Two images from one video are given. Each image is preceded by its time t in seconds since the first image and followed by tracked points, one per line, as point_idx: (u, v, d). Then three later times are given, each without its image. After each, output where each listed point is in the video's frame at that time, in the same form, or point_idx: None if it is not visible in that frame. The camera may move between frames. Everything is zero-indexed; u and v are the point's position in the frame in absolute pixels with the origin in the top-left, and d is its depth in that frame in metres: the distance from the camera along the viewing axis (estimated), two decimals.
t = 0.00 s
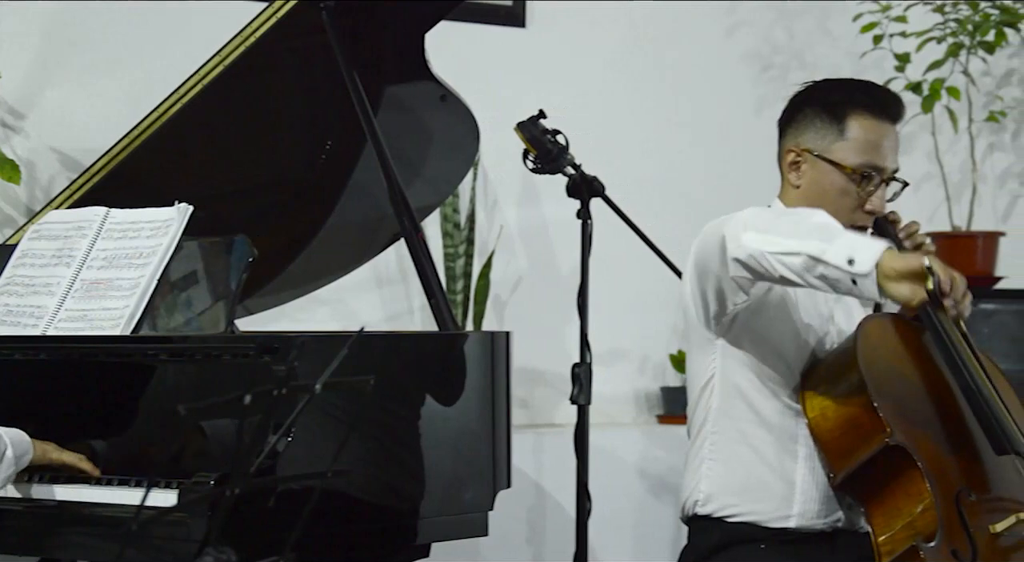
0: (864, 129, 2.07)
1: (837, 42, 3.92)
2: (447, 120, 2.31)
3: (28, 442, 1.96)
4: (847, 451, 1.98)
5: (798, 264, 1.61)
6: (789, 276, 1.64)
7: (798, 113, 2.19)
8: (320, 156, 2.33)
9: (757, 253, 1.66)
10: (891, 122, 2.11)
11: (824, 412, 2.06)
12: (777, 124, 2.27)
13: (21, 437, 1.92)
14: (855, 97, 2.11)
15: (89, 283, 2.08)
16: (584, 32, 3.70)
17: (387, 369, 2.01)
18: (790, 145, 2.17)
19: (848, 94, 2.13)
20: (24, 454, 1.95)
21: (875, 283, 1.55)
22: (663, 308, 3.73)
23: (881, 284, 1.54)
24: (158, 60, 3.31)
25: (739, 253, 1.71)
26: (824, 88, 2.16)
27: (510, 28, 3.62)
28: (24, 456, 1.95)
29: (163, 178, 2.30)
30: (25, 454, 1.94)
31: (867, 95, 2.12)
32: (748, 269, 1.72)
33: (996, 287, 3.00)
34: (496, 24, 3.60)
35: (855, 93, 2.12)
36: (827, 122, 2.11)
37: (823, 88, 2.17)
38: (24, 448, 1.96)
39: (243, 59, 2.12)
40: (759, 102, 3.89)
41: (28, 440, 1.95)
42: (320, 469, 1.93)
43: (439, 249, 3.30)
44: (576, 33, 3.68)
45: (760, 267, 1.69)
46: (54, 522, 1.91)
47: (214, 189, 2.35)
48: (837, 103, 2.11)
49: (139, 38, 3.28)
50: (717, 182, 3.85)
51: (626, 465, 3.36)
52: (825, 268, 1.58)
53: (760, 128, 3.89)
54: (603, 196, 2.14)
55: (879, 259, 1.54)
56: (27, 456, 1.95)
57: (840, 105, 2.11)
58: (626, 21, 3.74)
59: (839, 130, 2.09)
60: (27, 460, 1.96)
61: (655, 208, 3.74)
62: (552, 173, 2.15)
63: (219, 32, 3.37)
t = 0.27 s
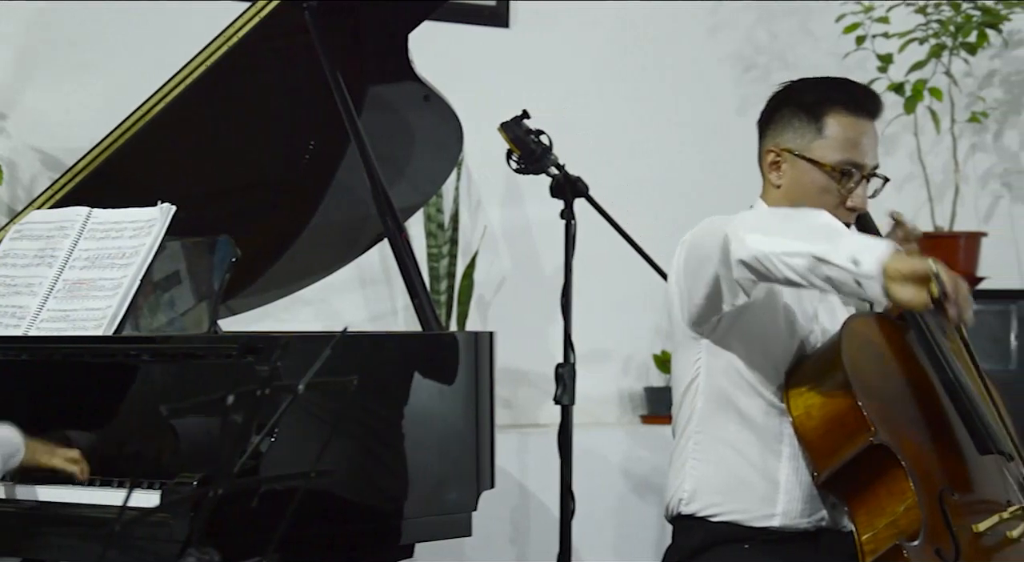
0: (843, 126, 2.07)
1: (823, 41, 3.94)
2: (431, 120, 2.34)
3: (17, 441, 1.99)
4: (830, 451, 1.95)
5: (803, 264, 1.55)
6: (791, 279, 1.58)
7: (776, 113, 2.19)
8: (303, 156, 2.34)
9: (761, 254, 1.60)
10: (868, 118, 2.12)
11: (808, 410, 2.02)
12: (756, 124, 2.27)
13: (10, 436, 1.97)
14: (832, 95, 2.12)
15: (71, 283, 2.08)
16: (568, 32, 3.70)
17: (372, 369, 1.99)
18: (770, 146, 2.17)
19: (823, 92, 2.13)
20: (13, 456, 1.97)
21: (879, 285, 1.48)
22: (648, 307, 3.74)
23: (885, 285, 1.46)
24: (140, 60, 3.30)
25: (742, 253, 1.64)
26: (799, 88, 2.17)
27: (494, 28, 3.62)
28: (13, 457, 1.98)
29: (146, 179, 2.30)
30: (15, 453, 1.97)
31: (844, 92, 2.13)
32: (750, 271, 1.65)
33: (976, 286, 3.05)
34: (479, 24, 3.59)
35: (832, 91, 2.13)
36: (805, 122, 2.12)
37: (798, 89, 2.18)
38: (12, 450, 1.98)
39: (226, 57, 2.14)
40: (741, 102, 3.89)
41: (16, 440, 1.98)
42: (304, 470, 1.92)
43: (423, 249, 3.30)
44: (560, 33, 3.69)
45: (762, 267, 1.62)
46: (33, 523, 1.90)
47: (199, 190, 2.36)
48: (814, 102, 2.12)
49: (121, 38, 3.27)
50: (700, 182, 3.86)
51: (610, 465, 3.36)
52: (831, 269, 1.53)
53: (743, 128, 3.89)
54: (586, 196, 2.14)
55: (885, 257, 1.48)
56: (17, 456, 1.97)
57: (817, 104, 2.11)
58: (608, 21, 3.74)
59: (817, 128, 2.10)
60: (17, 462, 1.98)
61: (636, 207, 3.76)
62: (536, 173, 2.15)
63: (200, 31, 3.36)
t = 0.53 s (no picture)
0: (828, 122, 2.08)
1: (810, 43, 3.89)
2: (420, 121, 2.36)
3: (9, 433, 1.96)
4: (821, 450, 1.92)
5: (863, 335, 1.53)
6: (842, 340, 1.56)
7: (760, 115, 2.19)
8: (293, 156, 2.35)
9: (812, 312, 1.56)
10: (853, 113, 2.13)
11: (800, 411, 1.97)
12: (740, 127, 2.27)
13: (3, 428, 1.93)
14: (815, 93, 2.12)
15: (60, 283, 2.07)
16: (558, 32, 3.71)
17: (360, 369, 1.99)
18: (757, 147, 2.17)
19: (808, 90, 2.13)
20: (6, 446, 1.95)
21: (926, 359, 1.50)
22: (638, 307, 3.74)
23: (932, 361, 1.49)
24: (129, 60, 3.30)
25: (786, 301, 1.60)
26: (781, 87, 2.17)
27: (483, 28, 3.63)
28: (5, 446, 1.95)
29: (134, 180, 2.31)
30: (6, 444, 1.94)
31: (826, 88, 2.13)
32: (788, 318, 1.63)
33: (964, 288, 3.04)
34: (467, 23, 3.60)
35: (816, 89, 2.13)
36: (790, 121, 2.12)
37: (780, 89, 2.17)
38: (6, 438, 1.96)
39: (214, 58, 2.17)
40: (730, 102, 3.86)
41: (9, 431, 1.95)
42: (293, 470, 1.92)
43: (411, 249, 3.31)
44: (549, 33, 3.69)
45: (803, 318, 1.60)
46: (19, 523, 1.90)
47: (186, 191, 2.35)
48: (797, 101, 2.12)
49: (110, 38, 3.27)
50: (691, 181, 3.85)
51: (599, 465, 3.36)
52: (885, 339, 1.52)
53: (732, 127, 3.88)
54: (575, 196, 2.14)
55: (943, 334, 1.48)
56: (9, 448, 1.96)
57: (803, 103, 2.11)
58: (597, 21, 3.74)
59: (803, 126, 2.10)
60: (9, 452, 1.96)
61: (626, 208, 3.77)
62: (525, 173, 2.15)
63: (187, 31, 3.36)
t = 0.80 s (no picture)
0: (821, 131, 2.08)
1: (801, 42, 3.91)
2: (408, 121, 2.38)
3: None
4: (807, 450, 1.92)
5: (885, 382, 1.79)
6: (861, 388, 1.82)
7: (755, 115, 2.17)
8: (281, 156, 2.37)
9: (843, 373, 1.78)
10: (846, 123, 2.13)
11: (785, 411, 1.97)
12: (733, 126, 2.26)
13: None
14: (810, 99, 2.11)
15: (47, 283, 2.06)
16: (546, 33, 3.71)
17: (347, 369, 1.98)
18: (748, 148, 2.17)
19: (804, 95, 2.12)
20: None
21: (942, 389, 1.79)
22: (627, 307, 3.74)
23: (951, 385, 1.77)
24: (116, 60, 3.29)
25: (812, 363, 1.78)
26: (777, 89, 2.16)
27: (472, 28, 3.63)
28: None
29: (117, 181, 2.30)
30: None
31: (823, 96, 2.12)
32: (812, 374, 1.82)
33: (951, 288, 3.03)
34: (456, 24, 3.59)
35: (811, 94, 2.12)
36: (784, 126, 2.11)
37: (776, 90, 2.16)
38: None
39: (200, 58, 2.16)
40: (720, 103, 3.88)
41: None
42: (279, 470, 1.91)
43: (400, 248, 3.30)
44: (538, 33, 3.69)
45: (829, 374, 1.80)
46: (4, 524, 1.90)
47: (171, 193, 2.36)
48: (792, 106, 2.11)
49: (96, 38, 3.26)
50: (680, 181, 3.86)
51: (587, 465, 3.36)
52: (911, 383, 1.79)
53: (721, 128, 3.89)
54: (564, 196, 2.14)
55: (955, 373, 1.77)
56: None
57: (798, 109, 2.10)
58: (586, 22, 3.74)
59: (797, 133, 2.09)
60: None
61: (615, 208, 3.76)
62: (513, 173, 2.14)
63: (174, 31, 3.35)
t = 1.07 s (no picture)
0: (809, 135, 2.09)
1: (782, 43, 3.90)
2: (392, 120, 2.38)
3: None
4: (791, 449, 1.92)
5: (852, 372, 1.78)
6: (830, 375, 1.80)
7: (742, 117, 2.18)
8: (265, 156, 2.37)
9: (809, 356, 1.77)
10: (834, 128, 2.14)
11: (770, 412, 1.98)
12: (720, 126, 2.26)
13: None
14: (800, 104, 2.12)
15: (30, 283, 2.05)
16: (531, 33, 3.71)
17: (330, 368, 1.98)
18: (735, 149, 2.17)
19: (793, 99, 2.13)
20: None
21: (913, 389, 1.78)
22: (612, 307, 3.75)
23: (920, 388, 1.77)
24: (98, 61, 3.28)
25: (781, 344, 1.78)
26: (765, 93, 2.16)
27: (457, 28, 3.63)
28: None
29: (101, 181, 2.32)
30: None
31: (811, 100, 2.13)
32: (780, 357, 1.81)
33: (935, 289, 3.04)
34: (439, 24, 3.60)
35: (800, 98, 2.13)
36: (772, 129, 2.11)
37: (768, 93, 2.16)
38: None
39: (182, 59, 2.14)
40: (703, 103, 3.88)
41: None
42: (264, 470, 1.91)
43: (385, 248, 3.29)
44: (523, 34, 3.70)
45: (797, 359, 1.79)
46: None
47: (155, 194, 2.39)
48: (781, 110, 2.12)
49: (79, 39, 3.25)
50: (667, 181, 3.86)
51: (573, 465, 3.37)
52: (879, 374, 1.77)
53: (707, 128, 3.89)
54: (548, 196, 2.14)
55: (926, 371, 1.76)
56: None
57: (786, 112, 2.11)
58: (572, 22, 3.75)
59: (785, 137, 2.09)
60: None
61: (602, 208, 3.77)
62: (498, 173, 2.15)
63: (158, 31, 3.34)
